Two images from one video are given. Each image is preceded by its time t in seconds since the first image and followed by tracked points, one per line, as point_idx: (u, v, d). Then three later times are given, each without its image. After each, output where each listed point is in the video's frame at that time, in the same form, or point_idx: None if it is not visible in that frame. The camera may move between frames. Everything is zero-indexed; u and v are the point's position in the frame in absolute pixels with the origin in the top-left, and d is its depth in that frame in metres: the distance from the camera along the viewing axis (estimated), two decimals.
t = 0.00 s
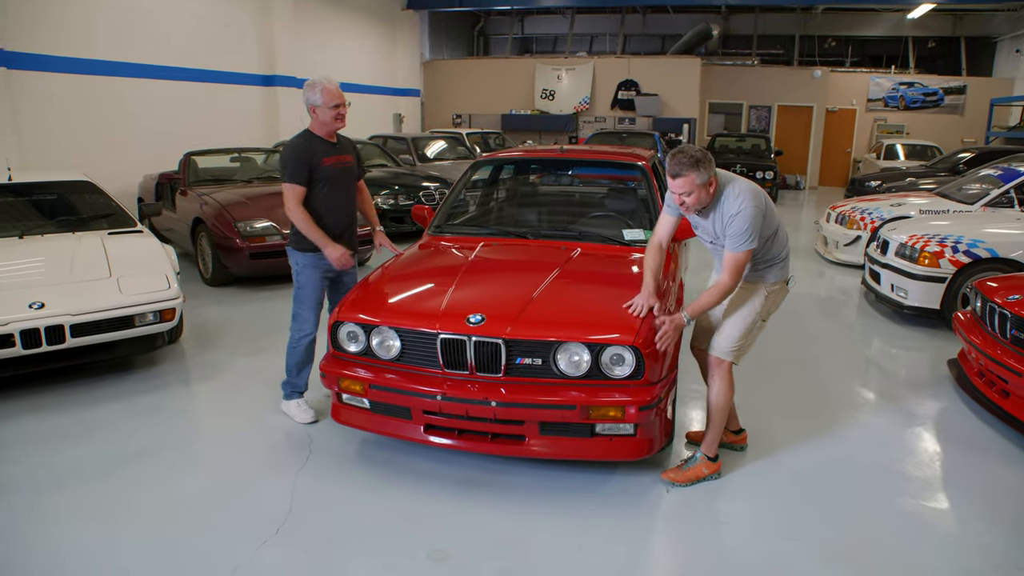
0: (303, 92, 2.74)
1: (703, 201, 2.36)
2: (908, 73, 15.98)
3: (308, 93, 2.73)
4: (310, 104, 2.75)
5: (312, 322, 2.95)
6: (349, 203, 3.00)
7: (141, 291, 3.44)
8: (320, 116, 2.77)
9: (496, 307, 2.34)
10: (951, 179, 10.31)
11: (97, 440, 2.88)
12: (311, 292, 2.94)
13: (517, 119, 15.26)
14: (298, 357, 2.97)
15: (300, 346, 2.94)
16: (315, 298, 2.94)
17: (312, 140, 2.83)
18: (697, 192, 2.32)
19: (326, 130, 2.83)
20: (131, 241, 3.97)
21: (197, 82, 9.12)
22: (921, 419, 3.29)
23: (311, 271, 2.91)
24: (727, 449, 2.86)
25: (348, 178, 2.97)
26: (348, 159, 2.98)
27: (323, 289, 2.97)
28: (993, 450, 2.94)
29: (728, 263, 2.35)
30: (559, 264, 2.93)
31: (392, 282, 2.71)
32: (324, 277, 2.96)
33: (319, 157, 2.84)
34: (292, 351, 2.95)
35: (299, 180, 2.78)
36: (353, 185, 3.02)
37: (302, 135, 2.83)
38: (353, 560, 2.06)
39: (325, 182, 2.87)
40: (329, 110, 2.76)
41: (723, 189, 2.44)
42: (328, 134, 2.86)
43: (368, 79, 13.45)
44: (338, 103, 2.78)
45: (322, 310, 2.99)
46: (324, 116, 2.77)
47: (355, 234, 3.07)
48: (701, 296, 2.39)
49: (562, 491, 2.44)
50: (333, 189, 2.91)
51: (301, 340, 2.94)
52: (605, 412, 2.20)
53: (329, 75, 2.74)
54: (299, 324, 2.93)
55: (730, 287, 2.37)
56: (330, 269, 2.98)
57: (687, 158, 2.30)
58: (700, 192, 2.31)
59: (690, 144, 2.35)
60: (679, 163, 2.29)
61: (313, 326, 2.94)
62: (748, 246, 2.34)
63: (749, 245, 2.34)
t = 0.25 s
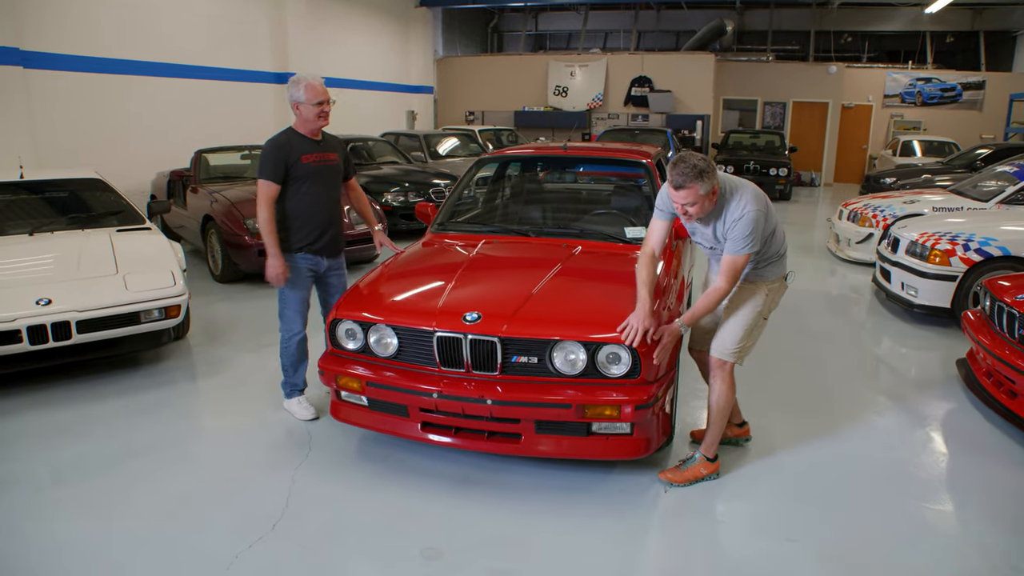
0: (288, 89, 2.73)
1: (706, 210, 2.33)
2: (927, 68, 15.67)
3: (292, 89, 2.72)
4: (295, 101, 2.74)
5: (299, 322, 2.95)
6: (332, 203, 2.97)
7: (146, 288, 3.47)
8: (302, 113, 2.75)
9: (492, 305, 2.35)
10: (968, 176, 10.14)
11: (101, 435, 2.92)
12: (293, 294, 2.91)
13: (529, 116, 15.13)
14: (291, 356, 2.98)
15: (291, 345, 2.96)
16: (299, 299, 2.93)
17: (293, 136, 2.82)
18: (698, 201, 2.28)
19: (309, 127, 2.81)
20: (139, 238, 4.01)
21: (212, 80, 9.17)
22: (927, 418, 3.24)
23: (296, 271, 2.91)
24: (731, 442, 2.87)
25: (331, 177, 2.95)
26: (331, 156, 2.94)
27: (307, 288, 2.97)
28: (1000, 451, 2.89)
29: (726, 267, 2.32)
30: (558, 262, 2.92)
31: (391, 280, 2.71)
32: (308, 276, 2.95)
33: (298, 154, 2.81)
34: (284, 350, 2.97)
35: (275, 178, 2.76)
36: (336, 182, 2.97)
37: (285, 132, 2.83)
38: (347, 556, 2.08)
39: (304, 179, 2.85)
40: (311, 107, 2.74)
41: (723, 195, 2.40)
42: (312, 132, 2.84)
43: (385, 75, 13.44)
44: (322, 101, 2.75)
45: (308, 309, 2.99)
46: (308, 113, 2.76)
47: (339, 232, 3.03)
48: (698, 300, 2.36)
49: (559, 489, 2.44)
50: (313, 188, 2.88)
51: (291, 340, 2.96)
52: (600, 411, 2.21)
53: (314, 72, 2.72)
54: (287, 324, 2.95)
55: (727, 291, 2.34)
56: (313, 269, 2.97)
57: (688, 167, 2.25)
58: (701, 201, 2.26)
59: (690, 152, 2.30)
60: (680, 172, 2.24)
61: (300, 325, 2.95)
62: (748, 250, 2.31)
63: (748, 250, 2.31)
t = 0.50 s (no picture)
0: (273, 89, 2.72)
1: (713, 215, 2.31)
2: (940, 67, 15.50)
3: (277, 90, 2.71)
4: (280, 101, 2.74)
5: (289, 321, 2.97)
6: (317, 204, 2.97)
7: (150, 285, 3.49)
8: (286, 114, 2.75)
9: (489, 304, 2.35)
10: (980, 176, 10.03)
11: (103, 431, 2.94)
12: (280, 293, 2.93)
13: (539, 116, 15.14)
14: (286, 355, 3.00)
15: (283, 345, 2.97)
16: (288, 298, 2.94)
17: (278, 137, 2.82)
18: (707, 208, 2.26)
19: (294, 128, 2.80)
20: (144, 236, 4.03)
21: (223, 79, 9.22)
22: (931, 419, 3.21)
23: (285, 270, 2.93)
24: (751, 423, 3.00)
25: (316, 177, 2.94)
26: (317, 157, 2.94)
27: (295, 288, 2.98)
28: (1003, 452, 2.86)
29: (729, 269, 2.33)
30: (557, 261, 2.91)
31: (390, 278, 2.71)
32: (296, 275, 2.97)
33: (281, 154, 2.81)
34: (277, 349, 2.98)
35: (257, 178, 2.76)
36: (321, 183, 2.98)
37: (270, 132, 2.83)
38: (341, 554, 2.08)
39: (288, 180, 2.85)
40: (295, 108, 2.73)
41: (729, 199, 2.38)
42: (296, 133, 2.83)
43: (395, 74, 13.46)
44: (307, 101, 2.74)
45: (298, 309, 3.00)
46: (292, 115, 2.75)
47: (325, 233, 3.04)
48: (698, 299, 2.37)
49: (555, 489, 2.43)
50: (297, 189, 2.88)
51: (283, 339, 2.97)
52: (596, 411, 2.20)
53: (298, 72, 2.71)
54: (277, 324, 2.96)
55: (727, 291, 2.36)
56: (298, 270, 2.97)
57: (699, 173, 2.23)
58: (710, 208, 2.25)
59: (700, 158, 2.27)
60: (692, 178, 2.21)
61: (291, 324, 2.96)
62: (751, 253, 2.32)
63: (751, 253, 2.32)
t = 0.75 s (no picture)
0: (268, 91, 2.73)
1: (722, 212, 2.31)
2: (949, 69, 15.40)
3: (272, 91, 2.72)
4: (274, 103, 2.74)
5: (287, 322, 2.98)
6: (314, 205, 2.99)
7: (153, 285, 3.51)
8: (282, 116, 2.76)
9: (489, 305, 2.35)
10: (989, 179, 9.96)
11: (105, 430, 2.95)
12: (278, 295, 2.94)
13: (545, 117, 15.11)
14: (285, 356, 3.02)
15: (281, 346, 2.98)
16: (285, 299, 2.96)
17: (273, 139, 2.83)
18: (716, 203, 2.27)
19: (289, 130, 2.82)
20: (148, 236, 4.05)
21: (230, 80, 9.25)
22: (934, 423, 3.19)
23: (283, 272, 2.95)
24: (753, 430, 2.98)
25: (312, 178, 2.97)
26: (312, 158, 2.95)
27: (292, 289, 2.99)
28: (1006, 457, 2.84)
29: (735, 268, 2.33)
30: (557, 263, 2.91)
31: (393, 279, 2.73)
32: (293, 277, 2.99)
33: (277, 157, 2.82)
34: (276, 350, 3.00)
35: (255, 182, 2.77)
36: (317, 184, 3.00)
37: (264, 134, 2.83)
38: (338, 554, 2.08)
39: (285, 183, 2.86)
40: (291, 110, 2.74)
41: (736, 199, 2.39)
42: (292, 135, 2.85)
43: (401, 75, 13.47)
44: (302, 103, 2.76)
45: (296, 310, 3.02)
46: (287, 117, 2.76)
47: (322, 233, 3.06)
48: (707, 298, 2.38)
49: (553, 490, 2.43)
50: (294, 191, 2.90)
51: (281, 340, 2.98)
52: (594, 413, 2.20)
53: (293, 74, 2.73)
54: (275, 326, 2.98)
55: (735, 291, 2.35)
56: (296, 271, 3.00)
57: (710, 168, 2.24)
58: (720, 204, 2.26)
59: (711, 155, 2.29)
60: (704, 172, 2.22)
61: (289, 325, 2.98)
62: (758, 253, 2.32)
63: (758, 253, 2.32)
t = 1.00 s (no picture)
0: (270, 95, 2.74)
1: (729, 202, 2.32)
2: (959, 72, 15.29)
3: (274, 95, 2.74)
4: (277, 107, 2.76)
5: (290, 324, 2.99)
6: (318, 207, 3.01)
7: (158, 287, 3.53)
8: (284, 119, 2.77)
9: (490, 308, 2.36)
10: (998, 182, 9.88)
11: (108, 430, 2.97)
12: (281, 297, 2.95)
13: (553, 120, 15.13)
14: (288, 357, 3.03)
15: (284, 348, 3.00)
16: (287, 301, 2.96)
17: (275, 143, 2.84)
18: (723, 194, 2.29)
19: (292, 133, 2.83)
20: (154, 238, 4.07)
21: (238, 82, 9.29)
22: (939, 429, 3.16)
23: (287, 273, 2.96)
24: (756, 436, 2.97)
25: (316, 180, 2.98)
26: (315, 161, 2.96)
27: (295, 291, 3.00)
28: (1010, 463, 2.81)
29: (742, 265, 2.34)
30: (558, 265, 2.92)
31: (397, 281, 2.74)
32: (295, 280, 3.00)
33: (280, 160, 2.83)
34: (279, 352, 3.01)
35: (259, 185, 2.79)
36: (320, 187, 3.01)
37: (267, 138, 2.84)
38: (337, 556, 2.09)
39: (289, 186, 2.88)
40: (293, 113, 2.76)
41: (744, 195, 2.40)
42: (295, 138, 2.86)
43: (410, 78, 13.51)
44: (304, 107, 2.77)
45: (298, 312, 3.03)
46: (289, 121, 2.78)
47: (325, 235, 3.08)
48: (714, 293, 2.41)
49: (553, 494, 2.43)
50: (298, 193, 2.91)
51: (285, 342, 3.00)
52: (594, 416, 2.20)
53: (295, 77, 2.74)
54: (278, 328, 2.99)
55: (742, 288, 2.37)
56: (299, 274, 3.01)
57: (718, 159, 2.26)
58: (728, 195, 2.28)
59: (722, 147, 2.31)
60: (714, 161, 2.24)
61: (292, 327, 2.99)
62: (764, 250, 2.32)
63: (764, 250, 2.32)
